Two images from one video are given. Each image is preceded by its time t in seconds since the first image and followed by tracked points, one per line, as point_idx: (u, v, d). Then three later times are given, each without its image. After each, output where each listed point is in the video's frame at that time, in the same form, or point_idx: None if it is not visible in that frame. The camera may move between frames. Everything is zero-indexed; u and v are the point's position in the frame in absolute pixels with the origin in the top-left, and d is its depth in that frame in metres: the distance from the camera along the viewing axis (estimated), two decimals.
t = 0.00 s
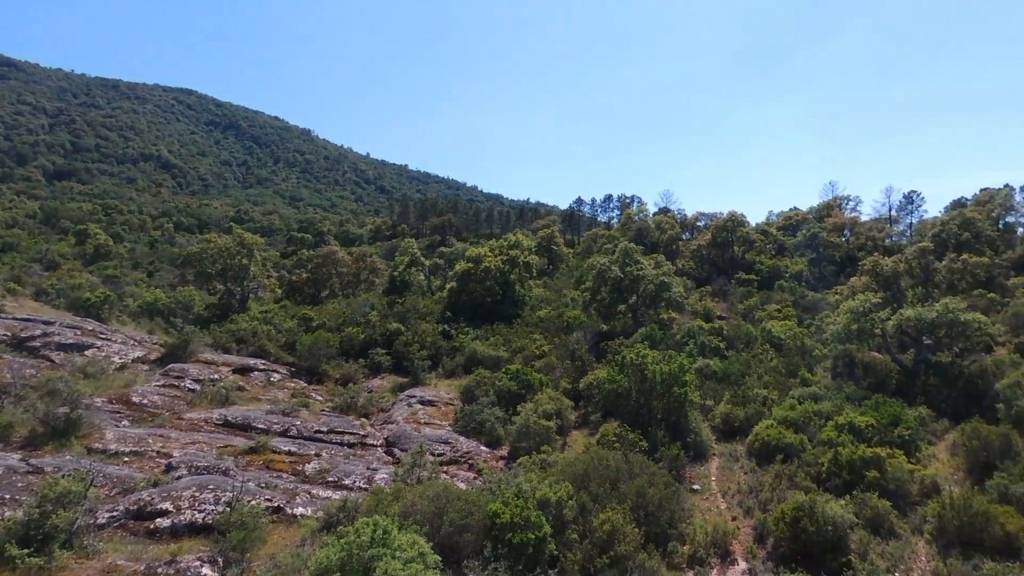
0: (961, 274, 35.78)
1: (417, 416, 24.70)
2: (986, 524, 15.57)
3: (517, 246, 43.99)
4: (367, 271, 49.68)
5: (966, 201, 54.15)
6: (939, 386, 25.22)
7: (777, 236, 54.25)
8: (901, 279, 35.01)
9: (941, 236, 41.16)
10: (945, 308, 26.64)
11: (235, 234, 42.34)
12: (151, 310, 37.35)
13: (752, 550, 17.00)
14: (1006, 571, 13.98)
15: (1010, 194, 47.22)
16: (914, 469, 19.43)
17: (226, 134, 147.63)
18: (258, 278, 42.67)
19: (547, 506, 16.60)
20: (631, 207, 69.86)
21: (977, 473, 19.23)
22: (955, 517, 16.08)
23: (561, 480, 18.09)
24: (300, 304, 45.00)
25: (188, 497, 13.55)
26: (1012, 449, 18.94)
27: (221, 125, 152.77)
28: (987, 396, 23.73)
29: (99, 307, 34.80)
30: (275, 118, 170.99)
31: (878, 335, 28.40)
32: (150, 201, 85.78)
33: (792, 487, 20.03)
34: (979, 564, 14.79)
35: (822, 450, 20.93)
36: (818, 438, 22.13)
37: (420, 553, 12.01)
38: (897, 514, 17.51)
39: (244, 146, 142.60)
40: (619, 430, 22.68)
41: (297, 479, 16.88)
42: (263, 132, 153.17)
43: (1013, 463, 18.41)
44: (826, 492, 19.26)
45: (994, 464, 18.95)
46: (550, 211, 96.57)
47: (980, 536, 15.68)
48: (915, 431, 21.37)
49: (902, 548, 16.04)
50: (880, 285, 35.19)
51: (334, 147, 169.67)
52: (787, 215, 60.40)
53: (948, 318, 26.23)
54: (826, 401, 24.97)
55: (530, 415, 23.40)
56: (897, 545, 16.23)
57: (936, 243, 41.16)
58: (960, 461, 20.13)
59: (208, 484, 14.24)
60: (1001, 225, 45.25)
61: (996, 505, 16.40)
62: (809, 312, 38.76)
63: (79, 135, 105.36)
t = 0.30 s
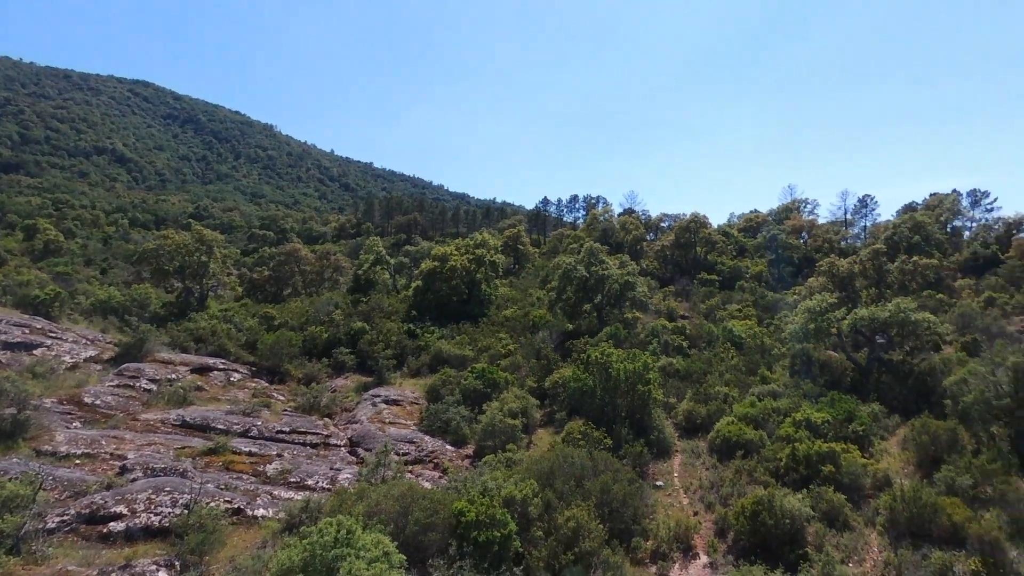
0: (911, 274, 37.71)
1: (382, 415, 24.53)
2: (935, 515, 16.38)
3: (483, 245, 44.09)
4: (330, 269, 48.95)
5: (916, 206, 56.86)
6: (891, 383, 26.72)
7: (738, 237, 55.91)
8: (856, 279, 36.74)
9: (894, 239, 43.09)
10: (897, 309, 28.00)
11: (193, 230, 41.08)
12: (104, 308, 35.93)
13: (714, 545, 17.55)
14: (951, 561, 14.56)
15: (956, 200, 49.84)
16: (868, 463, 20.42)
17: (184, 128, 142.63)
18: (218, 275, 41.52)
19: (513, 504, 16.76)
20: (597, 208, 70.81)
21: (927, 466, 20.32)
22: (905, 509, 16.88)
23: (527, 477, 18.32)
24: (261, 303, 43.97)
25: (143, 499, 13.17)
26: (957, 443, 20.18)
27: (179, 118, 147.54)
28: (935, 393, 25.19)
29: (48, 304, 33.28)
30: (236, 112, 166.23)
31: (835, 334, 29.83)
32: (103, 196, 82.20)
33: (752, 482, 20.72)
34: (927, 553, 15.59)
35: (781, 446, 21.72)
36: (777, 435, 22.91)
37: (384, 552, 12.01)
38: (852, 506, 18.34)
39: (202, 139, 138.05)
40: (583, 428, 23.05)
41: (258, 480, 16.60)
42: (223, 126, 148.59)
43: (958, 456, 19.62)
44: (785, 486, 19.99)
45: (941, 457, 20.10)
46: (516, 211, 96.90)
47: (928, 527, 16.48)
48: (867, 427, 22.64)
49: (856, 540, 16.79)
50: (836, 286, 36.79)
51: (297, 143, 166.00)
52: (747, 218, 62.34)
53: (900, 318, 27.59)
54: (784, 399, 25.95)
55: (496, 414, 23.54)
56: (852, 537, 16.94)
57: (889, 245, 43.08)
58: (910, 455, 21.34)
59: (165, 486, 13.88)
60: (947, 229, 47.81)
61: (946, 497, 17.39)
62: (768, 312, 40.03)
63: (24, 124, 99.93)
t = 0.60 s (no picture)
0: (864, 276, 39.62)
1: (345, 416, 24.25)
2: (887, 508, 17.31)
3: (449, 244, 44.04)
4: (293, 268, 47.98)
5: (869, 210, 59.53)
6: (845, 380, 27.99)
7: (699, 238, 57.40)
8: (813, 280, 38.39)
9: (848, 242, 44.87)
10: (851, 309, 29.61)
11: (149, 226, 39.64)
12: (53, 307, 34.32)
13: (675, 540, 18.05)
14: (902, 551, 15.64)
15: (907, 204, 52.48)
16: (824, 458, 21.33)
17: (137, 120, 137.07)
18: (175, 273, 40.21)
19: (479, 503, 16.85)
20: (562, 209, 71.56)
21: (878, 461, 21.39)
22: (859, 502, 17.72)
23: (493, 476, 18.46)
24: (221, 301, 42.78)
25: (95, 503, 12.74)
26: (907, 438, 21.27)
27: (131, 109, 141.70)
28: (887, 390, 26.48)
29: None
30: (194, 105, 160.83)
31: (792, 333, 31.11)
32: (51, 190, 78.27)
33: (713, 478, 21.36)
34: (878, 544, 16.41)
35: (740, 443, 22.44)
36: (736, 432, 23.66)
37: (347, 553, 11.92)
38: (809, 501, 19.11)
39: (157, 133, 132.96)
40: (549, 427, 23.33)
41: (217, 483, 16.24)
42: (179, 120, 143.47)
43: (908, 450, 20.73)
44: (744, 482, 20.67)
45: (892, 452, 21.16)
46: (483, 211, 96.71)
47: (880, 518, 17.37)
48: (823, 424, 23.69)
49: (812, 533, 17.53)
50: (794, 287, 38.32)
51: (258, 138, 161.62)
52: (708, 220, 64.05)
53: (854, 318, 29.09)
54: (744, 396, 26.85)
55: (461, 414, 23.58)
56: (808, 530, 17.66)
57: (844, 248, 44.82)
58: (863, 450, 22.38)
59: (118, 490, 13.43)
60: (898, 232, 50.28)
61: (897, 490, 18.38)
62: (729, 312, 41.22)
63: None
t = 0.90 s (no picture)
0: (821, 278, 41.27)
1: (307, 417, 23.90)
2: (841, 502, 18.10)
3: (414, 244, 43.93)
4: (253, 267, 46.84)
5: (825, 213, 62.02)
6: (802, 379, 29.20)
7: (662, 240, 58.70)
8: (771, 281, 39.93)
9: (806, 244, 46.26)
10: (808, 310, 30.81)
11: (101, 221, 38.08)
12: None
13: (638, 537, 18.49)
14: (855, 543, 16.19)
15: (860, 209, 54.94)
16: (781, 455, 22.20)
17: (86, 111, 131.01)
18: (129, 271, 38.76)
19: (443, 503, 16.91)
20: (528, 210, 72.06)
21: (833, 456, 22.37)
22: (814, 496, 18.50)
23: (457, 476, 18.55)
24: (178, 300, 41.43)
25: (43, 509, 12.29)
26: (860, 434, 22.36)
27: (80, 100, 135.37)
28: (840, 387, 28.05)
29: None
30: (148, 98, 154.81)
31: (752, 333, 32.20)
32: None
33: (675, 475, 21.91)
34: (833, 537, 17.21)
35: (702, 440, 23.10)
36: (698, 429, 24.34)
37: (309, 555, 11.84)
38: (767, 496, 19.85)
39: (109, 125, 127.43)
40: (513, 427, 23.53)
41: (173, 486, 15.84)
42: (131, 112, 137.85)
43: (861, 446, 21.79)
44: (705, 478, 21.28)
45: (846, 448, 22.23)
46: (450, 211, 96.30)
47: (834, 513, 18.16)
48: (781, 421, 24.66)
49: (770, 528, 18.23)
50: (753, 287, 39.71)
51: (216, 133, 156.56)
52: (670, 222, 65.58)
53: (811, 318, 30.31)
54: (705, 395, 27.67)
55: (426, 414, 23.48)
56: (766, 525, 18.35)
57: (802, 250, 46.12)
58: (819, 446, 23.38)
59: (67, 495, 12.97)
60: (852, 236, 52.60)
61: (851, 485, 19.15)
62: (690, 312, 42.32)
63: None
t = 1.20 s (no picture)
0: (780, 279, 42.67)
1: (269, 418, 23.45)
2: (797, 498, 18.91)
3: (379, 243, 43.57)
4: (213, 265, 45.55)
5: (783, 217, 64.28)
6: (761, 378, 30.25)
7: (627, 241, 59.79)
8: (732, 283, 41.25)
9: (765, 246, 47.91)
10: (767, 310, 31.96)
11: (51, 216, 36.42)
12: None
13: (602, 535, 18.88)
14: (811, 538, 16.91)
15: (817, 213, 57.15)
16: (741, 453, 23.00)
17: (32, 100, 124.58)
18: (80, 269, 37.19)
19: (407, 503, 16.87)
20: (495, 210, 72.30)
21: (790, 453, 23.25)
22: (773, 492, 19.30)
23: (422, 476, 18.54)
24: (133, 299, 39.95)
25: None
26: (816, 432, 23.34)
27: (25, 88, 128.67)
28: (798, 387, 28.98)
29: None
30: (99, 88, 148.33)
31: (713, 333, 33.15)
32: None
33: (638, 473, 22.41)
34: (790, 532, 17.91)
35: (664, 439, 23.70)
36: (660, 428, 24.98)
37: (270, 559, 11.67)
38: (727, 493, 20.52)
39: (56, 115, 121.47)
40: (479, 427, 23.63)
41: (128, 490, 15.41)
42: (82, 102, 131.85)
43: (816, 443, 22.75)
44: (667, 476, 21.85)
45: (803, 444, 23.08)
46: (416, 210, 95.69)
47: (791, 508, 18.91)
48: (740, 420, 25.53)
49: (730, 523, 18.85)
50: (714, 289, 40.88)
51: (173, 127, 151.18)
52: (635, 223, 66.81)
53: (770, 318, 31.48)
54: (668, 394, 28.37)
55: (390, 414, 23.32)
56: (726, 521, 18.96)
57: (762, 252, 47.75)
58: (777, 444, 24.27)
59: (14, 501, 12.54)
60: (810, 239, 54.64)
61: (807, 481, 19.96)
62: (653, 313, 43.27)
63: None
